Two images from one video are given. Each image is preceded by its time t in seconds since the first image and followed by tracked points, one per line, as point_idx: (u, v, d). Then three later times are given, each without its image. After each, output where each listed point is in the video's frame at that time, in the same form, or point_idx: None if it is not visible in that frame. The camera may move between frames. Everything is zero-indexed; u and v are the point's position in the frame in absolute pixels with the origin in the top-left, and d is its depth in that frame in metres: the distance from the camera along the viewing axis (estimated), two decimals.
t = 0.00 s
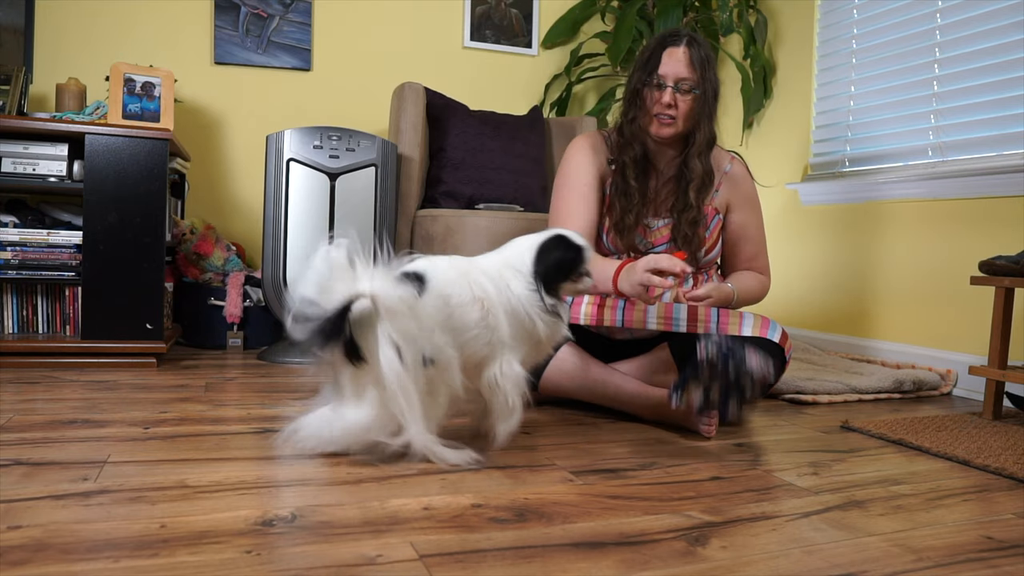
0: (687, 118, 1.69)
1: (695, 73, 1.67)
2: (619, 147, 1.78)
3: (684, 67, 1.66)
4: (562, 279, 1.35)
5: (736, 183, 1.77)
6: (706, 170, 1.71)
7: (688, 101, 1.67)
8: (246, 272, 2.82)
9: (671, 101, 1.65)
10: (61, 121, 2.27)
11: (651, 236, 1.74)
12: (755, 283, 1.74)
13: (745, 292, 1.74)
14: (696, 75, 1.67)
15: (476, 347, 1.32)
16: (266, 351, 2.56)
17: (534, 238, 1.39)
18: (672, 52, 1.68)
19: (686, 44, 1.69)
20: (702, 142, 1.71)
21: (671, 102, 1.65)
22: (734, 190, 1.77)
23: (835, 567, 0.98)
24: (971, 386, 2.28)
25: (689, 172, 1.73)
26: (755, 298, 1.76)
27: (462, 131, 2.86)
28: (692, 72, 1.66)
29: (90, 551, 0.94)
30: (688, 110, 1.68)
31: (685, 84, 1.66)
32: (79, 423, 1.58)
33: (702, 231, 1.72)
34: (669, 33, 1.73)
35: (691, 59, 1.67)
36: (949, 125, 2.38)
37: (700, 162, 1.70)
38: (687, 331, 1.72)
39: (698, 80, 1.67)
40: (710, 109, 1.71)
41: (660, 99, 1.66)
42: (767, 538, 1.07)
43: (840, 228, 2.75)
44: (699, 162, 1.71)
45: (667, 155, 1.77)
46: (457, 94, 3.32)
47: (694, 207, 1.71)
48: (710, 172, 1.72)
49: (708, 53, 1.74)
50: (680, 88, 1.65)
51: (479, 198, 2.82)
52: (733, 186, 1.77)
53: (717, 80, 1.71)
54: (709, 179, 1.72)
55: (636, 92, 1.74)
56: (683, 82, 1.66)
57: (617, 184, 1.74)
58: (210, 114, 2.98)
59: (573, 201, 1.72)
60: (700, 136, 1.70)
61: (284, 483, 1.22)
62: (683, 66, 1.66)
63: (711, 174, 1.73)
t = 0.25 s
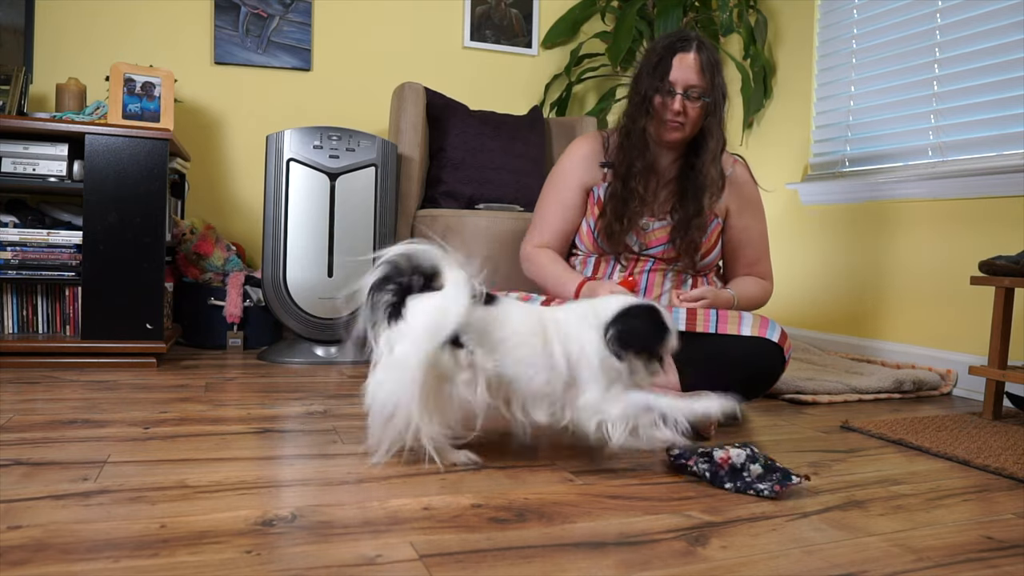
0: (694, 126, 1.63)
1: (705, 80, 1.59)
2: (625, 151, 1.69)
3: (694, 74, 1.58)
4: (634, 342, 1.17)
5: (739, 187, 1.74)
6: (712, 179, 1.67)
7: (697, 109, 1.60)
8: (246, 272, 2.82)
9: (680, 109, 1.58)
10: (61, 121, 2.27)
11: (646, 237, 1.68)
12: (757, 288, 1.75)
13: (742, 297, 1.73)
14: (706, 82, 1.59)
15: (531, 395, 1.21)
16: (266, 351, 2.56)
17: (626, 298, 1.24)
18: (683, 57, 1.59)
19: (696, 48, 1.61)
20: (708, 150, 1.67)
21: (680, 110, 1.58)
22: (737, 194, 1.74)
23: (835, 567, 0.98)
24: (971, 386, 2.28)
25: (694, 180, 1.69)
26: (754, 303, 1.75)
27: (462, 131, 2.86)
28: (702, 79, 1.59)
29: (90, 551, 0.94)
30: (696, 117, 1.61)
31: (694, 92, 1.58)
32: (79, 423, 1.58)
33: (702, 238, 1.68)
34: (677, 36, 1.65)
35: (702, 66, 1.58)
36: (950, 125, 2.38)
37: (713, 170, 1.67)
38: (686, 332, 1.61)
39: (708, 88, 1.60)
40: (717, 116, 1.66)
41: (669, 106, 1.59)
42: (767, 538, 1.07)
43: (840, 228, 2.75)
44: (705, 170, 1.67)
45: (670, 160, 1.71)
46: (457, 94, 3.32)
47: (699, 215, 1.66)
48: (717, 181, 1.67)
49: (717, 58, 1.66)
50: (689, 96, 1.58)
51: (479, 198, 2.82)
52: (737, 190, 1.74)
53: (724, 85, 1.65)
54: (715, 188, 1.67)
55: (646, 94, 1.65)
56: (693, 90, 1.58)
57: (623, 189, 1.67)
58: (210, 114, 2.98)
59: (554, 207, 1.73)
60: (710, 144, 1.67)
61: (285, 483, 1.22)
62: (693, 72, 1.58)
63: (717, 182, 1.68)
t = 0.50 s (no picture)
0: (695, 127, 1.63)
1: (706, 82, 1.60)
2: (625, 150, 1.68)
3: (695, 75, 1.59)
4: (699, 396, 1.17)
5: (736, 187, 1.73)
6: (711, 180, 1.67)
7: (698, 110, 1.60)
8: (246, 272, 2.82)
9: (682, 110, 1.58)
10: (61, 121, 2.27)
11: (643, 234, 1.67)
12: (754, 290, 1.74)
13: (741, 297, 1.73)
14: (706, 83, 1.60)
15: (578, 416, 1.19)
16: (266, 351, 2.56)
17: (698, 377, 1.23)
18: (684, 59, 1.60)
19: (697, 50, 1.61)
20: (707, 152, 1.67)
21: (683, 112, 1.58)
22: (734, 193, 1.73)
23: (836, 567, 0.98)
24: (971, 386, 2.28)
25: (693, 181, 1.68)
26: (751, 304, 1.75)
27: (462, 131, 2.86)
28: (703, 80, 1.59)
29: (90, 551, 0.94)
30: (697, 118, 1.61)
31: (696, 93, 1.59)
32: (79, 423, 1.58)
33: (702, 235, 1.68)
34: (676, 38, 1.65)
35: (702, 67, 1.59)
36: (950, 125, 2.38)
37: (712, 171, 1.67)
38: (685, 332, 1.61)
39: (709, 90, 1.60)
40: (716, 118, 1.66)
41: (671, 107, 1.59)
42: (767, 538, 1.07)
43: (840, 228, 2.75)
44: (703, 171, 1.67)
45: (669, 160, 1.71)
46: (457, 94, 3.32)
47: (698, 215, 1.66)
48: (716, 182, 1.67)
49: (716, 59, 1.66)
50: (691, 97, 1.58)
51: (479, 198, 2.82)
52: (734, 190, 1.73)
53: (723, 87, 1.65)
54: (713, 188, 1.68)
55: (647, 95, 1.64)
56: (694, 91, 1.59)
57: (623, 189, 1.66)
58: (210, 114, 2.98)
59: (549, 207, 1.73)
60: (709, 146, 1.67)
61: (285, 483, 1.22)
62: (694, 73, 1.59)
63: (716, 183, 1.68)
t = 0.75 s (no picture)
0: (696, 128, 1.64)
1: (709, 83, 1.61)
2: (627, 150, 1.68)
3: (699, 77, 1.60)
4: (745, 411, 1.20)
5: (735, 186, 1.73)
6: (710, 180, 1.68)
7: (700, 111, 1.61)
8: (246, 272, 2.82)
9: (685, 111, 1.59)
10: (61, 121, 2.27)
11: (645, 233, 1.66)
12: (754, 289, 1.71)
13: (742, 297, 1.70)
14: (709, 85, 1.61)
15: (622, 425, 1.14)
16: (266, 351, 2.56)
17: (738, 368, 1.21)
18: (688, 60, 1.60)
19: (700, 52, 1.62)
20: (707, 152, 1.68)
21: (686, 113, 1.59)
22: (734, 192, 1.73)
23: (836, 567, 0.98)
24: (971, 386, 2.28)
25: (693, 181, 1.69)
26: (753, 304, 1.72)
27: (462, 131, 2.86)
28: (706, 82, 1.60)
29: (90, 551, 0.94)
30: (699, 120, 1.62)
31: (699, 95, 1.59)
32: (79, 423, 1.58)
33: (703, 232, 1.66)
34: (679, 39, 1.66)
35: (706, 68, 1.60)
36: (950, 125, 2.38)
37: (712, 171, 1.68)
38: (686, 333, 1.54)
39: (712, 92, 1.61)
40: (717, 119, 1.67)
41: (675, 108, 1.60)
42: (767, 538, 1.07)
43: (840, 228, 2.75)
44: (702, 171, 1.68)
45: (669, 159, 1.72)
46: (457, 94, 3.32)
47: (699, 214, 1.66)
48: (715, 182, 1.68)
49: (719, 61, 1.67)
50: (694, 99, 1.59)
51: (479, 198, 2.82)
52: (734, 189, 1.73)
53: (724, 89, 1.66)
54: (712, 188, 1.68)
55: (651, 95, 1.64)
56: (697, 92, 1.59)
57: (625, 188, 1.66)
58: (210, 114, 2.98)
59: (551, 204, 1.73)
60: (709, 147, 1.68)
61: (285, 483, 1.22)
62: (698, 75, 1.60)
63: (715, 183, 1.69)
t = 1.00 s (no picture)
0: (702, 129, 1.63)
1: (714, 84, 1.59)
2: (632, 150, 1.68)
3: (704, 78, 1.58)
4: (774, 368, 1.10)
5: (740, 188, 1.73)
6: (715, 181, 1.67)
7: (706, 112, 1.59)
8: (246, 272, 2.82)
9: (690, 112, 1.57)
10: (61, 121, 2.27)
11: (647, 233, 1.66)
12: (755, 290, 1.69)
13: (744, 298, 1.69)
14: (714, 86, 1.60)
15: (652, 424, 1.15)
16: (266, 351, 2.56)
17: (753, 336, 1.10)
18: (693, 61, 1.59)
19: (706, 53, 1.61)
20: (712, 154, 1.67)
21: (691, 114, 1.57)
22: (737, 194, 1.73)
23: (835, 567, 0.98)
24: (971, 386, 2.28)
25: (698, 182, 1.68)
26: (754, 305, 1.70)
27: (462, 131, 2.86)
28: (711, 83, 1.59)
29: (90, 551, 0.94)
30: (705, 121, 1.61)
31: (705, 96, 1.58)
32: (79, 423, 1.58)
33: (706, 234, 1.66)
34: (685, 40, 1.65)
35: (711, 70, 1.59)
36: (949, 125, 2.38)
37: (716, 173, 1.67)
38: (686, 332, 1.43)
39: (718, 93, 1.60)
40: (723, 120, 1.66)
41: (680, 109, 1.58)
42: (767, 538, 1.07)
43: (840, 228, 2.75)
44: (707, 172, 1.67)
45: (674, 159, 1.71)
46: (457, 94, 3.32)
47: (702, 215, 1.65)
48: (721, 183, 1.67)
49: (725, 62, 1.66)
50: (700, 99, 1.57)
51: (479, 198, 2.82)
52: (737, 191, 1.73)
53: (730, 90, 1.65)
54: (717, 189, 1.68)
55: (656, 95, 1.63)
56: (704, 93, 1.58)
57: (629, 189, 1.66)
58: (210, 114, 2.98)
59: (555, 202, 1.73)
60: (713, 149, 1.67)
61: (284, 483, 1.22)
62: (704, 76, 1.58)
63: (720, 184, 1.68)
